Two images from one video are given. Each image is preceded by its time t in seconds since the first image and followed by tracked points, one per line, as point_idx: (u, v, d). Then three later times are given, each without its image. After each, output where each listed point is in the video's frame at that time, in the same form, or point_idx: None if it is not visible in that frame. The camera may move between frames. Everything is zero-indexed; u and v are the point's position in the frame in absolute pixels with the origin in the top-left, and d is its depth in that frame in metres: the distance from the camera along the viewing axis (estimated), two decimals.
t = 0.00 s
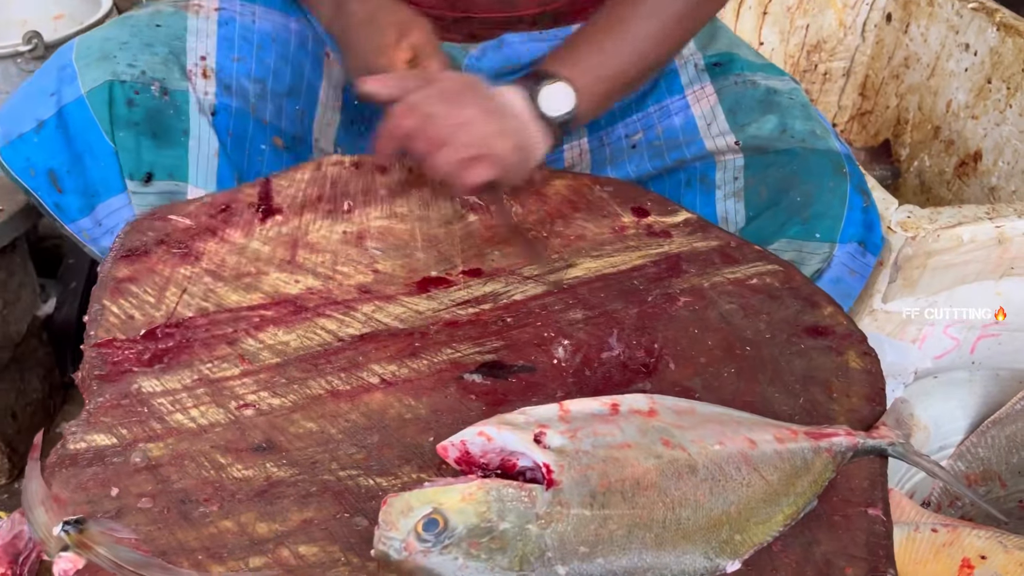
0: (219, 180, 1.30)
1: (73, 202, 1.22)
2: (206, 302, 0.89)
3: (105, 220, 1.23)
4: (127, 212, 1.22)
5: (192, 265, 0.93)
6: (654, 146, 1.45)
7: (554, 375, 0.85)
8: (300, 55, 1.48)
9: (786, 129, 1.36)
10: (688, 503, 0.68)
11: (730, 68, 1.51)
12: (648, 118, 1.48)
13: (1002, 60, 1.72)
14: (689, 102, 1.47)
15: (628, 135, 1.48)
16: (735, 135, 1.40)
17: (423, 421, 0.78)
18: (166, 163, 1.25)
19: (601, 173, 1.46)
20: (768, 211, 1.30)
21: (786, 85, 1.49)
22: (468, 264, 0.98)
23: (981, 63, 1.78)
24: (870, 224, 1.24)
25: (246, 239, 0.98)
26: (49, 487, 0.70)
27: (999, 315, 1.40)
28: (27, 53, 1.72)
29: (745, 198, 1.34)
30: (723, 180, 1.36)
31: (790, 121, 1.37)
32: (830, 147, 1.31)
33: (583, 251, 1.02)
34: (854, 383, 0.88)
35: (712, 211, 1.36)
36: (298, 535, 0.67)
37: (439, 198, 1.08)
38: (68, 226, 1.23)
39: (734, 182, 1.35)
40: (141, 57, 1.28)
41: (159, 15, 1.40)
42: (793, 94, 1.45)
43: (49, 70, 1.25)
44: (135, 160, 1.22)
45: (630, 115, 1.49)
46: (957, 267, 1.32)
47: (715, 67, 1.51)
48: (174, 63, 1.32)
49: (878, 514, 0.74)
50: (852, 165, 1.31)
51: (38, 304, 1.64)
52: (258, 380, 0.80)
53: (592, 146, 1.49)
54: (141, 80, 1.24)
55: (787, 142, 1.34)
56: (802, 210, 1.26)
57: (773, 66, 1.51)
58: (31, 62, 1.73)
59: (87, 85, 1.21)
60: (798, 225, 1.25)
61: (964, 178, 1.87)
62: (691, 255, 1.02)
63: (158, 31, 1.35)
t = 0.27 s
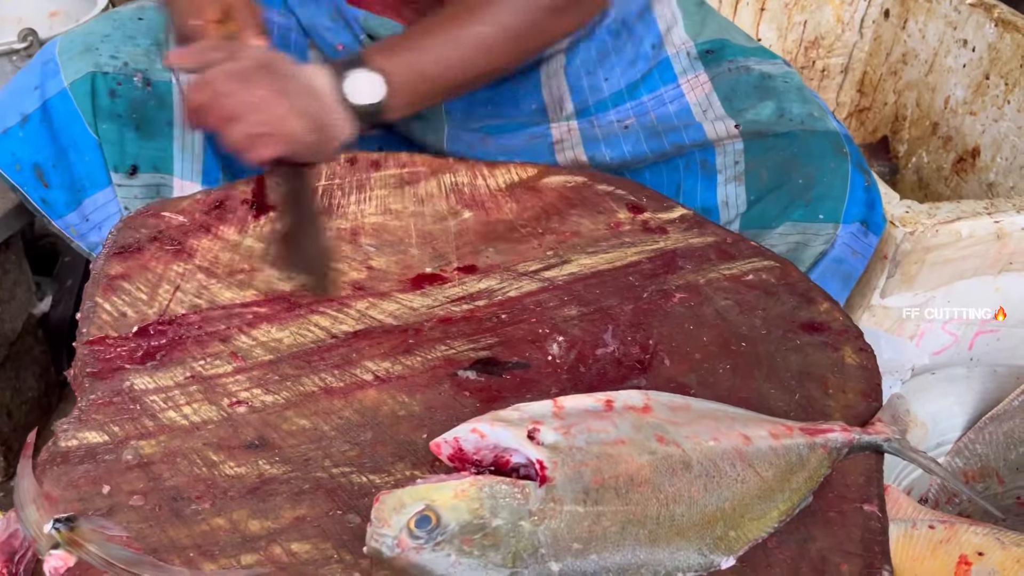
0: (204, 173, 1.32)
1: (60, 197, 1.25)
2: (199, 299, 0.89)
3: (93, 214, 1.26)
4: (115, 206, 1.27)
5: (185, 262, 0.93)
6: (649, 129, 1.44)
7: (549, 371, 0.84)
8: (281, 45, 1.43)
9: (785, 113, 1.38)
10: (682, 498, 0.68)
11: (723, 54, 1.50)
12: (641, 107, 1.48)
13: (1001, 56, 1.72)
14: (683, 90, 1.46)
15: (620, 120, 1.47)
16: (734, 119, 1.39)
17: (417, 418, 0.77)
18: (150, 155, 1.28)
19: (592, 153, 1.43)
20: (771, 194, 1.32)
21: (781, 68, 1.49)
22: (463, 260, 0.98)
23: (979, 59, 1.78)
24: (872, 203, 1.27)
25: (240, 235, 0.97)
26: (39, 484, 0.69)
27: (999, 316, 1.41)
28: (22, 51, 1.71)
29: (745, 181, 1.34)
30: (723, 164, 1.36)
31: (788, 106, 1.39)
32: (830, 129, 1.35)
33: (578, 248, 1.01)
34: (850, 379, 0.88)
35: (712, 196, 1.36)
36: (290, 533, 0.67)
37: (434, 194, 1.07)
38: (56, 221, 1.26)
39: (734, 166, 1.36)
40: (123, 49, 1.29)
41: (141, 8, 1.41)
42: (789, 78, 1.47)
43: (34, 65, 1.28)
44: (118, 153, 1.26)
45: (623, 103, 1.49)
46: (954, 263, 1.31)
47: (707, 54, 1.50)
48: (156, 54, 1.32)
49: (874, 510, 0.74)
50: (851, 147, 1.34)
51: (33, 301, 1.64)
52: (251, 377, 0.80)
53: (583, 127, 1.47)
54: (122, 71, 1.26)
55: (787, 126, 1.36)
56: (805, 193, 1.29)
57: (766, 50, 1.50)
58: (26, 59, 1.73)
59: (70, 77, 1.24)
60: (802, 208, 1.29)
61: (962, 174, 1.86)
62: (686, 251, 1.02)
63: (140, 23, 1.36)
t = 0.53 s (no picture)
0: (201, 161, 1.37)
1: (59, 189, 1.25)
2: (196, 289, 0.88)
3: (94, 206, 1.27)
4: (114, 197, 1.28)
5: (182, 253, 0.93)
6: (638, 122, 1.44)
7: (548, 361, 0.84)
8: (278, 37, 1.44)
9: (774, 104, 1.35)
10: (681, 486, 0.67)
11: (716, 45, 1.45)
12: (632, 97, 1.47)
13: (999, 49, 1.72)
14: (673, 81, 1.45)
15: (610, 112, 1.48)
16: (722, 110, 1.37)
17: (415, 407, 0.77)
18: (147, 145, 1.32)
19: (580, 146, 1.45)
20: (757, 185, 1.31)
21: (773, 60, 1.44)
22: (461, 251, 0.97)
23: (979, 52, 1.77)
24: (862, 196, 1.23)
25: (237, 226, 0.97)
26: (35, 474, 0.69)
27: (999, 315, 1.41)
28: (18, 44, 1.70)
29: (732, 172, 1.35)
30: (711, 155, 1.37)
31: (777, 96, 1.35)
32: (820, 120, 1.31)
33: (576, 238, 1.01)
34: (850, 368, 0.87)
35: (699, 186, 1.37)
36: (288, 521, 0.67)
37: (432, 185, 1.07)
38: (56, 215, 1.25)
39: (722, 157, 1.36)
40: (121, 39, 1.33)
41: None
42: (782, 69, 1.41)
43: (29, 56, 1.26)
44: (117, 144, 1.29)
45: (615, 94, 1.49)
46: (952, 255, 1.31)
47: (700, 45, 1.46)
48: (153, 45, 1.35)
49: (873, 498, 0.74)
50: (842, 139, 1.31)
51: (30, 294, 1.64)
52: (249, 366, 0.80)
53: (573, 120, 1.48)
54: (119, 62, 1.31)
55: (775, 116, 1.33)
56: (790, 184, 1.27)
57: (759, 43, 1.46)
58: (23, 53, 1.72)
59: (70, 69, 1.27)
60: (788, 200, 1.27)
61: (961, 167, 1.86)
62: (685, 241, 1.01)
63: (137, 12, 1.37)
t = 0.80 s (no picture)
0: (247, 159, 1.33)
1: (103, 194, 1.24)
2: (192, 293, 0.88)
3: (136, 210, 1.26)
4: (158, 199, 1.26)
5: (178, 257, 0.93)
6: (632, 121, 1.45)
7: (542, 365, 0.84)
8: (308, 29, 1.44)
9: (763, 99, 1.35)
10: (673, 489, 0.68)
11: (708, 41, 1.46)
12: (626, 94, 1.48)
13: (995, 51, 1.72)
14: (666, 76, 1.45)
15: (606, 111, 1.49)
16: (711, 107, 1.39)
17: (409, 411, 0.77)
18: (195, 149, 1.28)
19: (575, 148, 1.46)
20: (744, 180, 1.30)
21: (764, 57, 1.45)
22: (456, 254, 0.98)
23: (974, 55, 1.78)
24: (846, 192, 1.24)
25: (233, 230, 0.97)
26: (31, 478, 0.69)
27: (999, 315, 1.42)
28: (16, 46, 1.70)
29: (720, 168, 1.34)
30: (698, 151, 1.36)
31: (767, 92, 1.36)
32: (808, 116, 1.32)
33: (571, 242, 1.01)
34: (843, 372, 0.88)
35: (688, 180, 1.36)
36: (282, 526, 0.67)
37: (428, 189, 1.07)
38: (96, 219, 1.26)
39: (709, 153, 1.36)
40: (169, 40, 1.29)
41: None
42: (771, 66, 1.42)
43: (74, 58, 1.24)
44: (167, 147, 1.26)
45: (610, 91, 1.50)
46: (946, 258, 1.31)
47: (692, 41, 1.47)
48: (201, 46, 1.31)
49: (865, 502, 0.74)
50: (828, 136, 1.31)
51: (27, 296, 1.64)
52: (244, 370, 0.80)
53: (572, 122, 1.50)
54: (172, 65, 1.26)
55: (763, 112, 1.33)
56: (776, 179, 1.27)
57: (751, 40, 1.46)
58: (21, 55, 1.72)
59: (119, 72, 1.22)
60: (773, 194, 1.26)
61: (957, 169, 1.86)
62: (680, 244, 1.02)
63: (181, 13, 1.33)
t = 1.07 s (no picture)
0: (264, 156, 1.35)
1: (118, 194, 1.24)
2: (191, 296, 0.88)
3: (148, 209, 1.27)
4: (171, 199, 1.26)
5: (177, 259, 0.93)
6: (637, 129, 1.44)
7: (542, 368, 0.84)
8: (323, 27, 1.47)
9: (769, 111, 1.35)
10: (674, 495, 0.68)
11: (712, 53, 1.46)
12: (630, 104, 1.48)
13: (993, 52, 1.72)
14: (671, 86, 1.45)
15: (610, 119, 1.48)
16: (719, 117, 1.38)
17: (409, 415, 0.77)
18: (213, 152, 1.28)
19: (579, 151, 1.46)
20: (752, 192, 1.31)
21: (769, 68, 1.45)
22: (456, 256, 0.98)
23: (972, 56, 1.78)
24: (852, 204, 1.24)
25: (232, 232, 0.97)
26: (31, 482, 0.69)
27: (999, 315, 1.42)
28: (14, 46, 1.69)
29: (726, 178, 1.35)
30: (706, 160, 1.37)
31: (772, 103, 1.36)
32: (813, 127, 1.32)
33: (571, 244, 1.01)
34: (843, 375, 0.88)
35: (694, 191, 1.37)
36: (282, 530, 0.67)
37: (427, 191, 1.07)
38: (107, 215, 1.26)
39: (717, 163, 1.36)
40: (192, 41, 1.27)
41: None
42: (777, 77, 1.42)
43: (94, 58, 1.22)
44: (185, 148, 1.26)
45: (614, 101, 1.50)
46: (945, 260, 1.31)
47: (697, 53, 1.46)
48: (223, 48, 1.31)
49: (865, 506, 0.74)
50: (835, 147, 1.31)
51: (25, 297, 1.64)
52: (243, 374, 0.80)
53: (573, 126, 1.50)
54: (194, 67, 1.24)
55: (770, 123, 1.33)
56: (784, 191, 1.28)
57: (755, 51, 1.46)
58: (19, 54, 1.71)
59: (140, 73, 1.21)
60: (780, 207, 1.28)
61: (955, 170, 1.86)
62: (679, 247, 1.02)
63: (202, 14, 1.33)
